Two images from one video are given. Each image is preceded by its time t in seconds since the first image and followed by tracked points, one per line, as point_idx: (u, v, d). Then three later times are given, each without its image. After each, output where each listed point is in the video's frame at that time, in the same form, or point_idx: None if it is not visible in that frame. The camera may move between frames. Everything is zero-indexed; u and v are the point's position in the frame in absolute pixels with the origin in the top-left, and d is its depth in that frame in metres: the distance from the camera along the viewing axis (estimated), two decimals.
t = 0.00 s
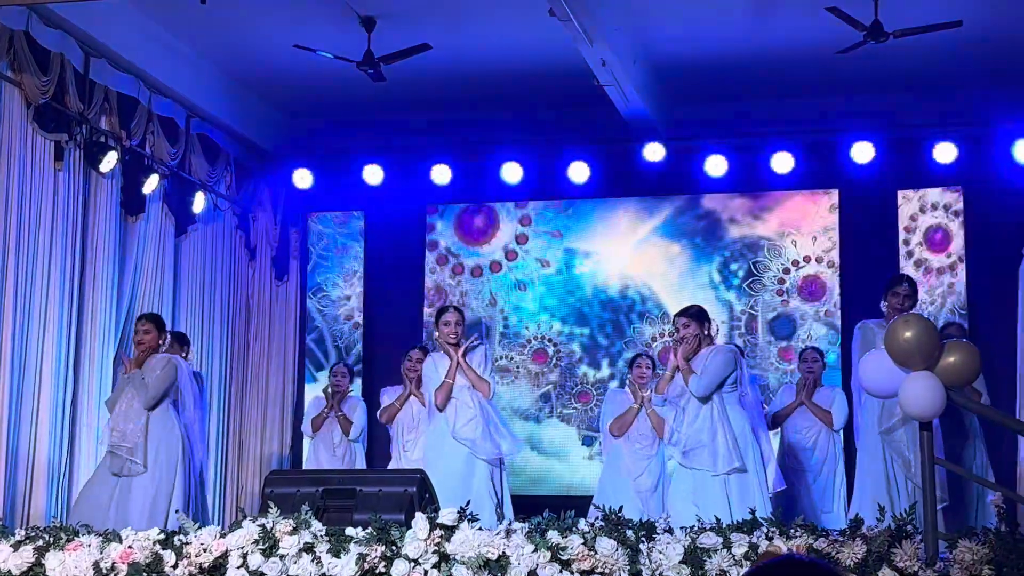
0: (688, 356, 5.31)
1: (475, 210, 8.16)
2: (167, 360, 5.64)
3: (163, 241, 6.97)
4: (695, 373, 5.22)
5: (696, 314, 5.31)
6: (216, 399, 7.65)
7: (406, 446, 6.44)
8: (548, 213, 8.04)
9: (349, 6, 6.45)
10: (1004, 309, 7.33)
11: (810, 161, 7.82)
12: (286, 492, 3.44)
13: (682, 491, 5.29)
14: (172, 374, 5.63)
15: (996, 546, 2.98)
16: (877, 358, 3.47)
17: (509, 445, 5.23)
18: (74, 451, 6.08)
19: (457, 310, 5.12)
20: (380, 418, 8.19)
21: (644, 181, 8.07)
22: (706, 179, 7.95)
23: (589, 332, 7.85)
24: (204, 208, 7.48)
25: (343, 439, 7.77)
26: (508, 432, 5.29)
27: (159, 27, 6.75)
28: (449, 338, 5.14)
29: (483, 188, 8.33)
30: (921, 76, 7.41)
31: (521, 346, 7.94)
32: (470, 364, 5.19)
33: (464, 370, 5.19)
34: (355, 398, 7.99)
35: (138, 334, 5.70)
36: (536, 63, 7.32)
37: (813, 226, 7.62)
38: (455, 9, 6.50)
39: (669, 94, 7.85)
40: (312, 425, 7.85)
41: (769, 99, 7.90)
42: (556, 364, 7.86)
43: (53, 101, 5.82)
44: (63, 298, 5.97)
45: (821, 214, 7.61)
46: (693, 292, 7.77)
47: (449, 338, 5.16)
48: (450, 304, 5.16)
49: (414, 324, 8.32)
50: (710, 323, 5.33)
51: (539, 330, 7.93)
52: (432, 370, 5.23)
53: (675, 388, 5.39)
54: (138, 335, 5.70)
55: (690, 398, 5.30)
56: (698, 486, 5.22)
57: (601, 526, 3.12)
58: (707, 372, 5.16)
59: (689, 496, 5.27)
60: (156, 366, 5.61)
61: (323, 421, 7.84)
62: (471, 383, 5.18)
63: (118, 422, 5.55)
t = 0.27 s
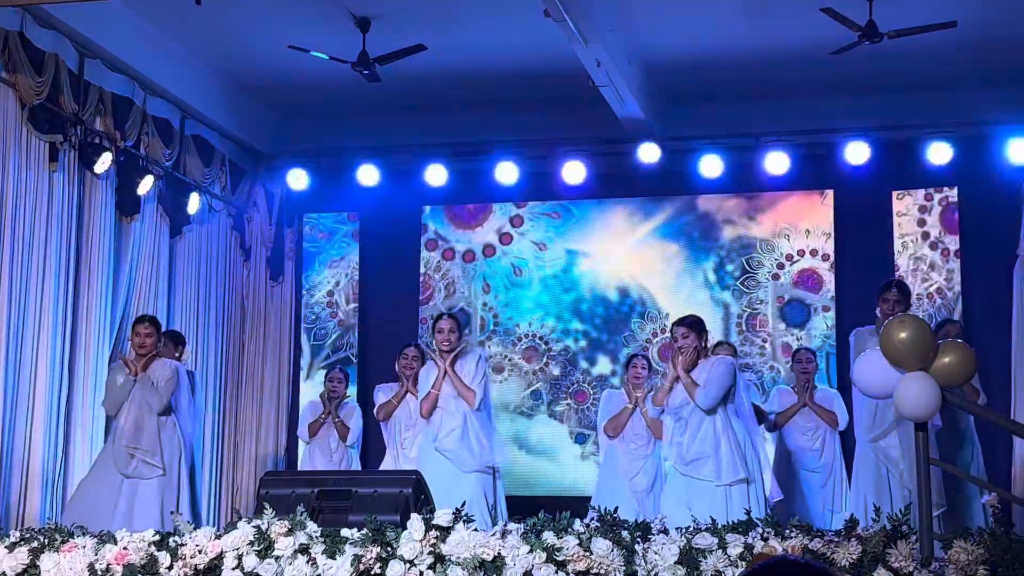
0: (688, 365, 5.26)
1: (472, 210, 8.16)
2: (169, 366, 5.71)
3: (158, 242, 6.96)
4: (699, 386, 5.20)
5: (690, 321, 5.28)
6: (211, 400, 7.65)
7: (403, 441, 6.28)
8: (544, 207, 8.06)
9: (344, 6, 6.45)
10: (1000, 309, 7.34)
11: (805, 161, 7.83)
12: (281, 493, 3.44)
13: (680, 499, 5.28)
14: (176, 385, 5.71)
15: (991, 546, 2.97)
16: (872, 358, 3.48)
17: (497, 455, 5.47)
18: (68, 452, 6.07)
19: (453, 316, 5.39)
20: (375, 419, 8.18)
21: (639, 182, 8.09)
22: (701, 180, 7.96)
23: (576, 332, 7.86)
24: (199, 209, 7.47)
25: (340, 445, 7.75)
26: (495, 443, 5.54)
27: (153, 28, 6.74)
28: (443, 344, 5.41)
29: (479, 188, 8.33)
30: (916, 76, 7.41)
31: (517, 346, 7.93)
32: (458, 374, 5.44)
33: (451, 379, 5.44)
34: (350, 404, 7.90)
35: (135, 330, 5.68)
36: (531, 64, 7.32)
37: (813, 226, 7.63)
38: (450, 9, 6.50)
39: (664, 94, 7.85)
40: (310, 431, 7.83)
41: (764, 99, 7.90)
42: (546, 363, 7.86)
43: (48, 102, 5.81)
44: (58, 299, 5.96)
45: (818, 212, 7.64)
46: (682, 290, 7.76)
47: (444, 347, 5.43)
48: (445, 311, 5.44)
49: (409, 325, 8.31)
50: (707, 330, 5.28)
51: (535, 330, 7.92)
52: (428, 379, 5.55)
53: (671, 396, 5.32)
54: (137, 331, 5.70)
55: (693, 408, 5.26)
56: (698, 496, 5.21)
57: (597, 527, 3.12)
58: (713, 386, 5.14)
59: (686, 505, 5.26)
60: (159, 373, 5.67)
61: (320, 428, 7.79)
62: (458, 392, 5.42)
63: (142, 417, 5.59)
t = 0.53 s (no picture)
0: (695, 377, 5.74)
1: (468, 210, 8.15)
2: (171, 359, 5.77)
3: (153, 242, 6.96)
4: (714, 398, 5.66)
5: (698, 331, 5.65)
6: (206, 400, 7.65)
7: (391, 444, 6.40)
8: (540, 208, 8.07)
9: (339, 6, 6.44)
10: (995, 309, 7.34)
11: (800, 161, 7.83)
12: (276, 493, 3.50)
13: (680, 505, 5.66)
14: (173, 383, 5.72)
15: (986, 545, 2.96)
16: (867, 356, 3.48)
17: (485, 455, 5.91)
18: (63, 452, 6.07)
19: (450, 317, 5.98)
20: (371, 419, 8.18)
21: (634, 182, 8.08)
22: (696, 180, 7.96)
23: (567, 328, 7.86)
24: (194, 210, 7.47)
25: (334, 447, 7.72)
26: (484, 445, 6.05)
27: (148, 28, 6.73)
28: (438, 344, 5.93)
29: (474, 188, 8.34)
30: (911, 76, 7.42)
31: (512, 346, 7.93)
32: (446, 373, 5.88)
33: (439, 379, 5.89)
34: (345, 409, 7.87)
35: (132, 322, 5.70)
36: (526, 64, 7.32)
37: (809, 227, 7.63)
38: (445, 9, 6.49)
39: (659, 94, 7.85)
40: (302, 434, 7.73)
41: (760, 99, 7.90)
42: (537, 359, 7.87)
43: (43, 102, 5.81)
44: (53, 299, 5.96)
45: (812, 212, 7.64)
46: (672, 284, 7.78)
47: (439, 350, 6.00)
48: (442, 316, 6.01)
49: (405, 325, 8.31)
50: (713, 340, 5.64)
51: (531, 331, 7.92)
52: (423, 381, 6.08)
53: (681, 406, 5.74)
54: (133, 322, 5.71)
55: (703, 419, 5.68)
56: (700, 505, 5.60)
57: (592, 527, 3.12)
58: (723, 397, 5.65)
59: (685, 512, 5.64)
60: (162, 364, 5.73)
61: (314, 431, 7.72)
62: (443, 392, 5.86)
63: (148, 408, 5.65)
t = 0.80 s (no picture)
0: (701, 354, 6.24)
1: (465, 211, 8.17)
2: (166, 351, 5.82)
3: (149, 242, 6.95)
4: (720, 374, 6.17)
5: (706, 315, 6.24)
6: (202, 400, 7.65)
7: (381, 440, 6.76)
8: (536, 208, 8.06)
9: (335, 6, 6.43)
10: (991, 308, 7.35)
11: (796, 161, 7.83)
12: (272, 493, 3.52)
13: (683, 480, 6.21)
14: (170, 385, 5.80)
15: (982, 544, 2.95)
16: (863, 355, 3.47)
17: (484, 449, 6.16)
18: (59, 452, 6.06)
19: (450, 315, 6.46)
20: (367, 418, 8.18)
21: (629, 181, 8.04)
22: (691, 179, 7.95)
23: (561, 325, 7.88)
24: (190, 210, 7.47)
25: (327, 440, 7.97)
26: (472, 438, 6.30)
27: (144, 28, 6.72)
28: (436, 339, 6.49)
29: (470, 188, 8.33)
30: (907, 76, 7.42)
31: (508, 345, 7.94)
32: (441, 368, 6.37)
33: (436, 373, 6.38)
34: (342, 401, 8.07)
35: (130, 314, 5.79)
36: (523, 63, 7.31)
37: (804, 217, 7.63)
38: (441, 9, 6.48)
39: (655, 94, 7.85)
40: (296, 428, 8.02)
41: (755, 99, 7.91)
42: (529, 355, 7.89)
43: (38, 102, 5.80)
44: (49, 298, 5.95)
45: (807, 213, 7.63)
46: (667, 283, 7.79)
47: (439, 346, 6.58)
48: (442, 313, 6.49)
49: (401, 325, 8.31)
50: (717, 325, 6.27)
51: (527, 331, 7.92)
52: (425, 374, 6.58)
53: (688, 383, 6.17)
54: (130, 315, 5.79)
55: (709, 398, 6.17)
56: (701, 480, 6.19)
57: (588, 526, 3.11)
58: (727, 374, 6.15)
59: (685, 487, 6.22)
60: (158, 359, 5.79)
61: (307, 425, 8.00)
62: (437, 385, 6.36)
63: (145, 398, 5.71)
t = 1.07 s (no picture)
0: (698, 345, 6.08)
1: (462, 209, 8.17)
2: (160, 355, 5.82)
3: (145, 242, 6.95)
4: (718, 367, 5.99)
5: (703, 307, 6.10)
6: (199, 399, 7.65)
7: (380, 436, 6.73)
8: (534, 207, 8.07)
9: (331, 6, 6.43)
10: (987, 307, 7.35)
11: (793, 160, 7.83)
12: (269, 493, 3.53)
13: (677, 474, 6.05)
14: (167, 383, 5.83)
15: (977, 542, 2.94)
16: (859, 355, 3.48)
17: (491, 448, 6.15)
18: (56, 451, 6.06)
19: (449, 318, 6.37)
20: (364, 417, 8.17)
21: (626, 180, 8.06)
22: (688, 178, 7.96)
23: (558, 324, 7.88)
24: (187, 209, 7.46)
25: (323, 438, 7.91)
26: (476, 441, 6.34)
27: (140, 27, 6.72)
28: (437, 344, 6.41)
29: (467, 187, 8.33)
30: (903, 75, 7.43)
31: (505, 343, 7.94)
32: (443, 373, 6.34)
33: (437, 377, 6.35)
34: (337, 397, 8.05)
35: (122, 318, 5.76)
36: (519, 63, 7.32)
37: (798, 208, 7.66)
38: (437, 9, 6.49)
39: (652, 93, 7.85)
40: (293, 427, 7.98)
41: (752, 99, 7.91)
42: (524, 351, 7.91)
43: (35, 101, 5.80)
44: (45, 298, 5.95)
45: (804, 210, 7.65)
46: (663, 283, 7.79)
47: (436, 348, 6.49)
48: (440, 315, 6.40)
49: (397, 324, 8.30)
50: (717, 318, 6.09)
51: (524, 330, 7.92)
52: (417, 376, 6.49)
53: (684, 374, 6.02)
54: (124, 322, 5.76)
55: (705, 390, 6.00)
56: (695, 473, 6.02)
57: (585, 526, 3.12)
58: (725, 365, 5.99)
59: (681, 481, 6.05)
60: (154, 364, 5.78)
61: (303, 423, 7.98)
62: (439, 390, 6.33)
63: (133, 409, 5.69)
